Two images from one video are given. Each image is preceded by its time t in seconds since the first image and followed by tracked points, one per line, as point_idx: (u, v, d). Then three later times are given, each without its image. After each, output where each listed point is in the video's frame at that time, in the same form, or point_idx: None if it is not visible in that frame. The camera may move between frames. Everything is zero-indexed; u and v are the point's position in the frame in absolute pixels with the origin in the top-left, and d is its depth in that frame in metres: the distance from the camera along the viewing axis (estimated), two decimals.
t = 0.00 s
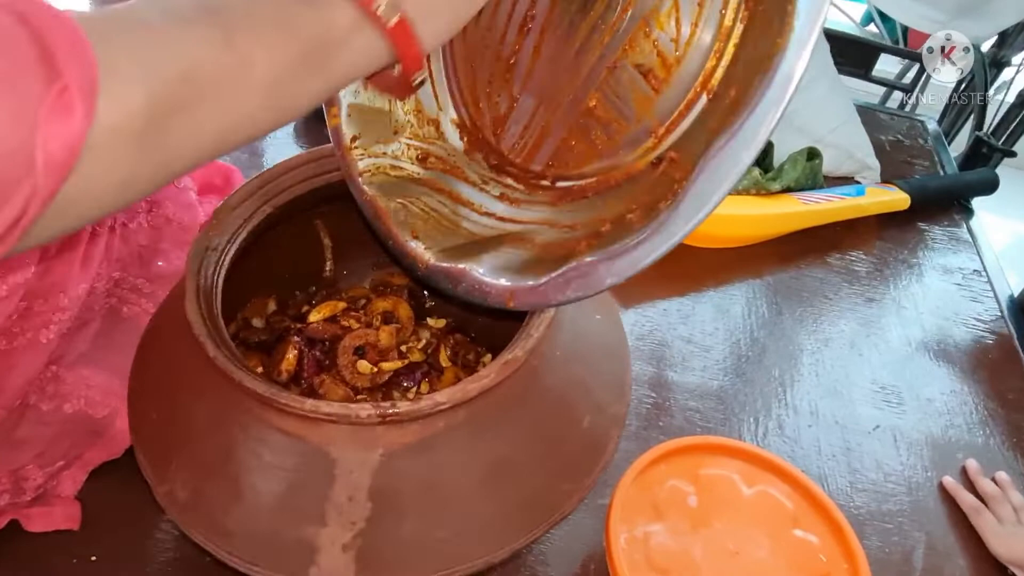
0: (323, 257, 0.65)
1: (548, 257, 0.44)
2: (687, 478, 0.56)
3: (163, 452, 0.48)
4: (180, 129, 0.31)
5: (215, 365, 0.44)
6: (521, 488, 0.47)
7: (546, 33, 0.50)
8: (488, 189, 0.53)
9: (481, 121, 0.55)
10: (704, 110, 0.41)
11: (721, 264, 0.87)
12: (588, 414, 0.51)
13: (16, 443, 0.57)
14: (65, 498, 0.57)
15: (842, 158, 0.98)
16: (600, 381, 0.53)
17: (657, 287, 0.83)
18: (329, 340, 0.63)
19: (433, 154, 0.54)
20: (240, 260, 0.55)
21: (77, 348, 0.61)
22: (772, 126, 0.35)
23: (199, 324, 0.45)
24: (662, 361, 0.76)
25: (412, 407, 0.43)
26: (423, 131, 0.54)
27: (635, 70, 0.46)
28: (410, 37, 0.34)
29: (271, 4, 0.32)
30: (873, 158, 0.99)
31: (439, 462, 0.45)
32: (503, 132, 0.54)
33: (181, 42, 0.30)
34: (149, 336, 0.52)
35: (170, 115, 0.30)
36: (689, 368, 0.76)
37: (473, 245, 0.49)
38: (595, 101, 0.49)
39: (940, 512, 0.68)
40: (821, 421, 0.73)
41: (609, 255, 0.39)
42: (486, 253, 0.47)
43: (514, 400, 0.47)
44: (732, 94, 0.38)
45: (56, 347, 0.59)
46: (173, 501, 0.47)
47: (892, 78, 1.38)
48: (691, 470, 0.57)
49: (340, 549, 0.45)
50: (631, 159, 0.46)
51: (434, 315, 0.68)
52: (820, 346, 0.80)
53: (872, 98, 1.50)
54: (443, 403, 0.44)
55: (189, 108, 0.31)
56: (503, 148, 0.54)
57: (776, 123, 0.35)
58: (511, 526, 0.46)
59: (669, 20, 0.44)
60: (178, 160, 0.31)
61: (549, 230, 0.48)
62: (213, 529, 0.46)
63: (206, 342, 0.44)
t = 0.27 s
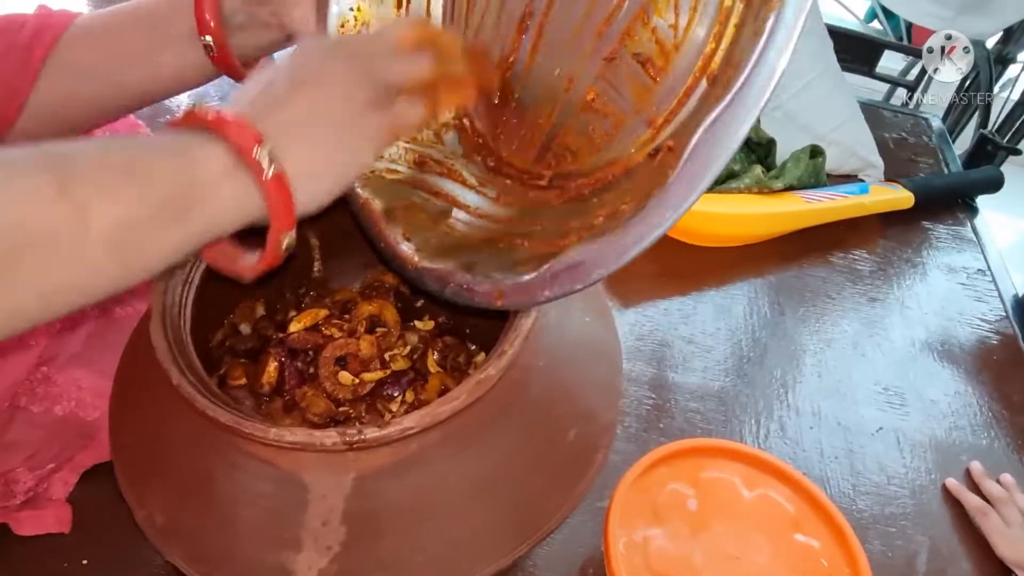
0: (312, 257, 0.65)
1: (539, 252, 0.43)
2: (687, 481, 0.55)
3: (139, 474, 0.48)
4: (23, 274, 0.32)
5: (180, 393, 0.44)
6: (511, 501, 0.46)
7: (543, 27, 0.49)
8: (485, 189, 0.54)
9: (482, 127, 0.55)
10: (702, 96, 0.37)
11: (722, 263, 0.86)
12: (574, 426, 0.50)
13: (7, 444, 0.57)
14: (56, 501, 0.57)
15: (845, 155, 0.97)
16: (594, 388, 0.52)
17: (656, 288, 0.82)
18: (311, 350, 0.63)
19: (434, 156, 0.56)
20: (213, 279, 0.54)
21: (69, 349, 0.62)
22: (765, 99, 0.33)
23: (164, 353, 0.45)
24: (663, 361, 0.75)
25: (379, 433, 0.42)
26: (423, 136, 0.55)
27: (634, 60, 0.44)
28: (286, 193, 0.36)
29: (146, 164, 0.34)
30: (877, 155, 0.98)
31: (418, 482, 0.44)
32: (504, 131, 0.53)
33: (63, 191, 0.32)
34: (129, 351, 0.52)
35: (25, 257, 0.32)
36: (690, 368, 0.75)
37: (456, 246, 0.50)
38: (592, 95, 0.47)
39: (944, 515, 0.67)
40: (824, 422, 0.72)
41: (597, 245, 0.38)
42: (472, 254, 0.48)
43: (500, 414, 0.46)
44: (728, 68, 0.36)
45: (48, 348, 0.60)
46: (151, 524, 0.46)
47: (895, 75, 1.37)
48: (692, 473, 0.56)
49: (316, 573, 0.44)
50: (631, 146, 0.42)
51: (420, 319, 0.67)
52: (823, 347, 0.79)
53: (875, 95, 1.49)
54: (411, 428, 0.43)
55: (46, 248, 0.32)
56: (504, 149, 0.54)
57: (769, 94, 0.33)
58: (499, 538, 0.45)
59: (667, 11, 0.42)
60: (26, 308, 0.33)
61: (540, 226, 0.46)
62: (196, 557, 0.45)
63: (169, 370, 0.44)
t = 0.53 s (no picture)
0: (307, 253, 0.65)
1: (545, 253, 0.42)
2: (686, 479, 0.55)
3: (131, 478, 0.47)
4: (104, 167, 0.26)
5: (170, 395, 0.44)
6: (507, 501, 0.46)
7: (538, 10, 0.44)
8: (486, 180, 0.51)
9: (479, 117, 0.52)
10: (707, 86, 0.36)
11: (721, 260, 0.85)
12: (566, 424, 0.49)
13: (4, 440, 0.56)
14: (54, 497, 0.58)
15: (846, 151, 0.97)
16: (589, 387, 0.52)
17: (655, 285, 0.82)
18: (304, 348, 0.63)
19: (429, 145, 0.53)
20: (205, 278, 0.54)
21: (66, 345, 0.60)
22: (782, 84, 0.32)
23: (153, 354, 0.44)
24: (663, 358, 0.75)
25: (367, 436, 0.42)
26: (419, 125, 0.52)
27: (633, 47, 0.41)
28: (382, 54, 0.29)
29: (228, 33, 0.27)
30: (877, 151, 0.98)
31: (410, 484, 0.44)
32: (499, 118, 0.50)
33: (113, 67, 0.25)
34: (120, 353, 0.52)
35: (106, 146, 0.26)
36: (689, 366, 0.75)
37: (462, 246, 0.47)
38: (592, 82, 0.44)
39: (943, 513, 0.67)
40: (823, 421, 0.72)
41: (607, 243, 0.37)
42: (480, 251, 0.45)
43: (492, 415, 0.46)
44: (735, 68, 0.34)
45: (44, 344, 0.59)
46: (145, 527, 0.46)
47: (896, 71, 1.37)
48: (691, 471, 0.55)
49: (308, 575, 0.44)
50: (632, 143, 0.42)
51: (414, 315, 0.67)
52: (823, 344, 0.78)
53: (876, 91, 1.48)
54: (400, 429, 0.43)
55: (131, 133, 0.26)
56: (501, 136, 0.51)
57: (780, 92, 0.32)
58: (494, 540, 0.45)
59: None
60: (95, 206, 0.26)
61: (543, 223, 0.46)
62: (188, 556, 0.45)
63: (156, 371, 0.44)
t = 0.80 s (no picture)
0: (311, 255, 0.64)
1: (582, 199, 0.40)
2: (686, 480, 0.55)
3: (136, 470, 0.46)
4: (55, 224, 0.29)
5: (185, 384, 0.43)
6: (513, 498, 0.46)
7: None
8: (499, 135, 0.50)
9: (496, 87, 0.50)
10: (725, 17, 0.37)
11: (721, 259, 0.85)
12: (574, 424, 0.49)
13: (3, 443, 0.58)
14: (52, 499, 0.57)
15: (847, 150, 0.96)
16: (595, 385, 0.52)
17: (654, 285, 0.82)
18: (312, 345, 0.64)
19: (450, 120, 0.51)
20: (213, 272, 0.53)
21: (66, 348, 0.62)
22: None
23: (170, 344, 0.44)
24: (663, 358, 0.75)
25: (386, 424, 0.42)
26: (436, 102, 0.50)
27: None
28: (343, 111, 0.31)
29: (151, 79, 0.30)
30: (878, 151, 0.96)
31: (409, 487, 0.44)
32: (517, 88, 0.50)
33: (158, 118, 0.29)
34: (127, 343, 0.51)
35: (39, 215, 0.28)
36: (690, 366, 0.74)
37: (498, 206, 0.45)
38: (608, 35, 0.44)
39: (944, 514, 0.67)
40: (824, 420, 0.72)
41: (650, 171, 0.36)
42: (516, 210, 0.43)
43: (500, 410, 0.46)
44: None
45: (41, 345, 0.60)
46: (151, 519, 0.45)
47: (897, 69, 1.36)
48: (691, 472, 0.55)
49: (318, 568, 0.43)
50: (655, 82, 0.41)
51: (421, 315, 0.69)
52: (823, 343, 0.78)
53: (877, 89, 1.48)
54: (418, 419, 0.42)
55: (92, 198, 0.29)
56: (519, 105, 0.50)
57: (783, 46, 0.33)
58: (498, 538, 0.45)
59: None
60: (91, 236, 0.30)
61: (574, 174, 0.43)
62: (195, 548, 0.44)
63: (173, 361, 0.43)
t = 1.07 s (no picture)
0: (313, 248, 0.64)
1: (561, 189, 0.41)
2: (686, 476, 0.55)
3: (141, 455, 0.47)
4: (81, 199, 0.26)
5: (194, 365, 0.43)
6: (516, 488, 0.46)
7: None
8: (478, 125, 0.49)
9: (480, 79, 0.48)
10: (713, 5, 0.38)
11: (721, 255, 0.85)
12: (581, 415, 0.49)
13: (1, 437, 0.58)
14: (50, 494, 0.58)
15: (847, 146, 0.95)
16: (599, 377, 0.52)
17: (653, 280, 0.82)
18: (316, 336, 0.64)
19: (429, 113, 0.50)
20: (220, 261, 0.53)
21: (64, 341, 0.61)
22: None
23: (180, 326, 0.44)
24: (662, 353, 0.75)
25: (396, 410, 0.42)
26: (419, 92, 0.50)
27: None
28: (385, 92, 0.29)
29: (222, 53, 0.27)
30: (878, 147, 0.96)
31: (406, 482, 0.44)
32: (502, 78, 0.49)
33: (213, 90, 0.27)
34: (133, 330, 0.52)
35: (63, 192, 0.26)
36: (688, 362, 0.74)
37: (478, 200, 0.46)
38: (597, 26, 0.45)
39: (944, 510, 0.67)
40: (824, 416, 0.72)
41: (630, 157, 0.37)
42: (497, 204, 0.44)
43: (504, 401, 0.46)
44: None
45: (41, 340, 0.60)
46: (154, 503, 0.46)
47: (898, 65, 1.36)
48: (691, 467, 0.55)
49: (324, 554, 0.43)
50: (640, 75, 0.41)
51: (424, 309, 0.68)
52: (823, 339, 0.78)
53: (879, 85, 1.48)
54: (429, 405, 0.42)
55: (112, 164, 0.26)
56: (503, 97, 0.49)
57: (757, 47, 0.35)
58: (502, 528, 0.45)
59: None
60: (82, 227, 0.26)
61: (552, 169, 0.44)
62: (196, 531, 0.45)
63: (185, 344, 0.43)
